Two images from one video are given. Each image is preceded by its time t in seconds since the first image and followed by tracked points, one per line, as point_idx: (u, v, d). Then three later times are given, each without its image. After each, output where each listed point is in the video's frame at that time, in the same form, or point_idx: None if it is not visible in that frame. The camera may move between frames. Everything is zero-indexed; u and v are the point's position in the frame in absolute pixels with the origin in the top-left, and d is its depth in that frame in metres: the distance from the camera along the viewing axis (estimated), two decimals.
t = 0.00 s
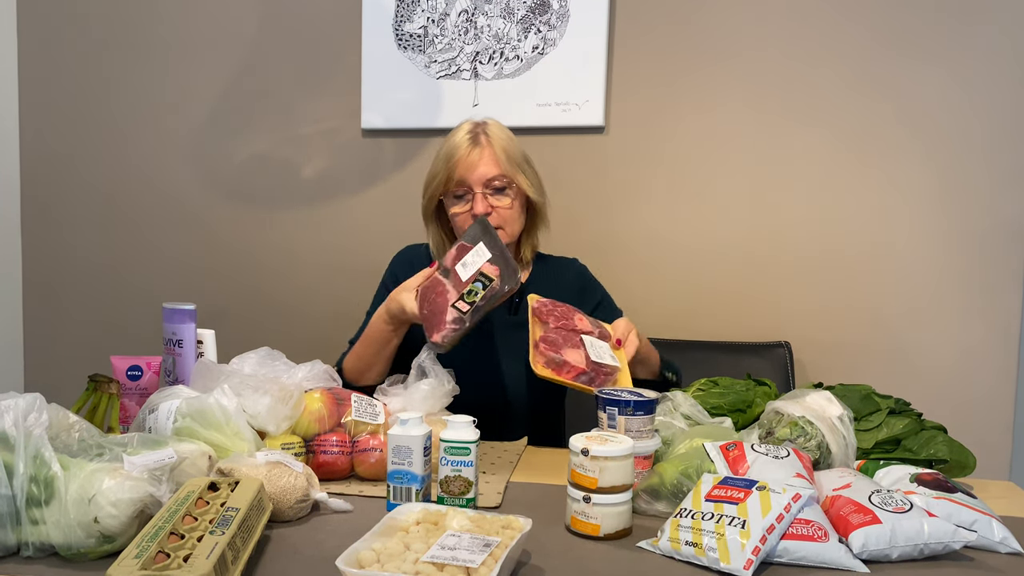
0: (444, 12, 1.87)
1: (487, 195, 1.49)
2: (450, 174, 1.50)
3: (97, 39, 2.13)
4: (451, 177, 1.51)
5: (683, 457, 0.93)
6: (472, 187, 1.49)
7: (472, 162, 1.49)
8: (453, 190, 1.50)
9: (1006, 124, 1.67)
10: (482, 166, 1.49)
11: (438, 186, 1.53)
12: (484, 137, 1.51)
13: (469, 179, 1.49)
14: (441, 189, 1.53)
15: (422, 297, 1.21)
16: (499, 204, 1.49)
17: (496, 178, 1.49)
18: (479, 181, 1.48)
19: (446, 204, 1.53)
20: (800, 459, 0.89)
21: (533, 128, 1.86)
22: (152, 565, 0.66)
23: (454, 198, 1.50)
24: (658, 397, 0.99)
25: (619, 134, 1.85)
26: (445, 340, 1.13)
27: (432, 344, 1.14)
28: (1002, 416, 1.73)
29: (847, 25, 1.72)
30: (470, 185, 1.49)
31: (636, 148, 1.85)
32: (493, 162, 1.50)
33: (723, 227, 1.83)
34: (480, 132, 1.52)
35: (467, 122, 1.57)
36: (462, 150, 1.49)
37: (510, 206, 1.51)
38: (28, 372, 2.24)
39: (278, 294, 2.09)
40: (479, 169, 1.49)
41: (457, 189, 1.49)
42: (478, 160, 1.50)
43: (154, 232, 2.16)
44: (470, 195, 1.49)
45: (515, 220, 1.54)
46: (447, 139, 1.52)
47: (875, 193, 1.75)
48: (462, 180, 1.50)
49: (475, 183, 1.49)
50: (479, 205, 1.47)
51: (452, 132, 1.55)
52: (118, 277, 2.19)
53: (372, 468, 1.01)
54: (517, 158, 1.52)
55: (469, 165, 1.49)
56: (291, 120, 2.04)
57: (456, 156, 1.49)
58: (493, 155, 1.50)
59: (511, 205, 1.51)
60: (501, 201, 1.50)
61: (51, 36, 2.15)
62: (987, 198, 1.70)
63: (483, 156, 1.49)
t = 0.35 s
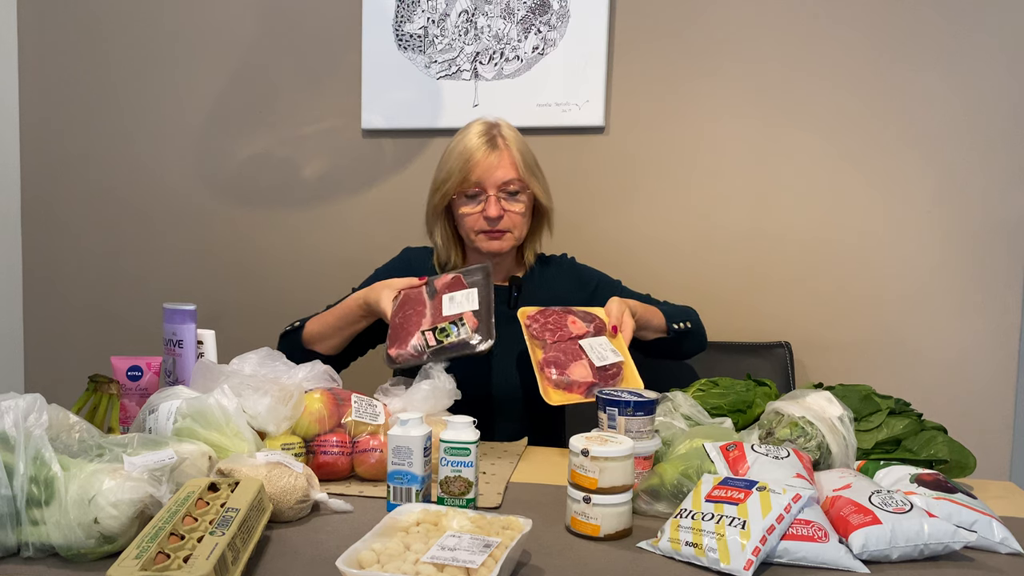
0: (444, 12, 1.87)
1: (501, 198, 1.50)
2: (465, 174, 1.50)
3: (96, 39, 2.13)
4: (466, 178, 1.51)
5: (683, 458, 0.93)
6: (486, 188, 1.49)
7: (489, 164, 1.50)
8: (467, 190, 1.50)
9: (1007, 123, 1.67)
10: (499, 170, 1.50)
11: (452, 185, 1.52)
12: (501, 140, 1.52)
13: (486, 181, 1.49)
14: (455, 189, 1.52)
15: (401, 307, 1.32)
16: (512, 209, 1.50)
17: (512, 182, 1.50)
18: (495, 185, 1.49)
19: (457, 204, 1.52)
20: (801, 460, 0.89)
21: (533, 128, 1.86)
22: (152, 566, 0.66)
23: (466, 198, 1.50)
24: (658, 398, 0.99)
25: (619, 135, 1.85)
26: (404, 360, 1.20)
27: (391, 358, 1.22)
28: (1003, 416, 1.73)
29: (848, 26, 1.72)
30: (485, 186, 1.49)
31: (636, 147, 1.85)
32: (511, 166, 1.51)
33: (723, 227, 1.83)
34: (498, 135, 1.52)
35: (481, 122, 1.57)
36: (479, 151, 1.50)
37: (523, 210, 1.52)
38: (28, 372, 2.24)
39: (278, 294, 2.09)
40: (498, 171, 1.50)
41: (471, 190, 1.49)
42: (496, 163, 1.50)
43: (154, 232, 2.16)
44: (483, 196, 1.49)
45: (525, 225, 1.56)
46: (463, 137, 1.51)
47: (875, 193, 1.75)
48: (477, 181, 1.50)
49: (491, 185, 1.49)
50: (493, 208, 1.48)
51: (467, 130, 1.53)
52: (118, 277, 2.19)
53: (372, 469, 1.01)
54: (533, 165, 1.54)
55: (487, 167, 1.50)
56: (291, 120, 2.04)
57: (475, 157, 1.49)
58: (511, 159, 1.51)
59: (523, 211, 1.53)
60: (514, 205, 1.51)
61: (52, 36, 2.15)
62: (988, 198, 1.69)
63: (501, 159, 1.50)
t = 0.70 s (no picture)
0: (444, 13, 1.87)
1: (485, 198, 1.50)
2: (451, 174, 1.51)
3: (96, 40, 2.14)
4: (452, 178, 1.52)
5: (683, 458, 0.93)
6: (470, 188, 1.50)
7: (474, 164, 1.50)
8: (453, 190, 1.51)
9: (1007, 124, 1.67)
10: (483, 170, 1.49)
11: (439, 185, 1.53)
12: (488, 139, 1.51)
13: (470, 180, 1.50)
14: (442, 188, 1.54)
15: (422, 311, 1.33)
16: (496, 209, 1.50)
17: (496, 182, 1.49)
18: (479, 185, 1.49)
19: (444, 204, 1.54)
20: (801, 460, 0.89)
21: (533, 128, 1.86)
22: (153, 566, 0.66)
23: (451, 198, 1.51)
24: (658, 399, 0.99)
25: (619, 135, 1.85)
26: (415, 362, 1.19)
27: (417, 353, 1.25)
28: (1003, 416, 1.73)
29: (848, 26, 1.72)
30: (470, 186, 1.50)
31: (636, 148, 1.85)
32: (495, 166, 1.50)
33: (724, 228, 1.83)
34: (485, 134, 1.52)
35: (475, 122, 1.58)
36: (465, 151, 1.50)
37: (507, 211, 1.51)
38: (28, 373, 2.25)
39: (278, 294, 2.09)
40: (482, 172, 1.50)
41: (455, 190, 1.50)
42: (481, 163, 1.50)
43: (154, 232, 2.16)
44: (468, 196, 1.50)
45: (512, 225, 1.54)
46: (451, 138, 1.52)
47: (875, 193, 1.75)
48: (462, 181, 1.50)
49: (475, 185, 1.50)
50: (476, 208, 1.48)
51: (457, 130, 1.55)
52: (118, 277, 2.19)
53: (373, 469, 1.01)
54: (520, 164, 1.52)
55: (472, 167, 1.50)
56: (291, 120, 2.04)
57: (459, 157, 1.50)
58: (496, 159, 1.50)
59: (508, 211, 1.52)
60: (497, 206, 1.51)
61: (52, 37, 2.15)
62: (988, 199, 1.69)
63: (486, 159, 1.50)
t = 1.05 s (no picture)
0: (444, 14, 1.87)
1: (476, 194, 1.50)
2: (443, 170, 1.52)
3: (97, 41, 2.14)
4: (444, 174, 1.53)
5: (684, 458, 0.93)
6: (461, 185, 1.50)
7: (466, 161, 1.50)
8: (444, 188, 1.52)
9: (1006, 125, 1.67)
10: (475, 166, 1.50)
11: (432, 181, 1.54)
12: (481, 137, 1.53)
13: (461, 177, 1.50)
14: (435, 184, 1.54)
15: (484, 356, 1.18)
16: (487, 206, 1.51)
17: (486, 178, 1.50)
18: (470, 181, 1.50)
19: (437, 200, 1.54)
20: (801, 460, 0.89)
21: (533, 129, 1.86)
22: (154, 567, 0.66)
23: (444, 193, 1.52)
24: (658, 399, 1.00)
25: (618, 135, 1.85)
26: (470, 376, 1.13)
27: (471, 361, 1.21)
28: (1002, 417, 1.73)
29: (847, 27, 1.72)
30: (461, 182, 1.50)
31: (636, 149, 1.85)
32: (485, 162, 1.51)
33: (724, 228, 1.83)
34: (478, 132, 1.53)
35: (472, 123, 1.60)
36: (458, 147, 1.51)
37: (499, 207, 1.52)
38: (28, 373, 2.25)
39: (278, 295, 2.09)
40: (473, 168, 1.50)
41: (447, 185, 1.51)
42: (470, 160, 1.51)
43: (154, 233, 2.16)
44: (459, 193, 1.50)
45: (504, 223, 1.54)
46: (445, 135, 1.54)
47: (875, 193, 1.75)
48: (454, 177, 1.51)
49: (466, 181, 1.50)
50: (467, 204, 1.48)
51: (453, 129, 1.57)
52: (118, 277, 2.19)
53: (373, 470, 1.01)
54: (510, 162, 1.52)
55: (461, 164, 1.51)
56: (291, 121, 2.04)
57: (451, 153, 1.51)
58: (487, 156, 1.51)
59: (500, 209, 1.52)
60: (490, 202, 1.51)
61: (52, 38, 2.15)
62: (987, 200, 1.70)
63: (477, 156, 1.51)
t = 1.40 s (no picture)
0: (444, 14, 1.87)
1: (497, 190, 1.51)
2: (462, 166, 1.51)
3: (97, 41, 2.14)
4: (463, 170, 1.52)
5: (684, 459, 0.93)
6: (482, 180, 1.50)
7: (487, 157, 1.51)
8: (463, 181, 1.51)
9: (1006, 125, 1.67)
10: (496, 163, 1.51)
11: (448, 177, 1.52)
12: (499, 135, 1.53)
13: (482, 173, 1.51)
14: (451, 179, 1.53)
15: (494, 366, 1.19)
16: (508, 203, 1.51)
17: (509, 175, 1.51)
18: (491, 177, 1.50)
19: (452, 195, 1.53)
20: (801, 461, 0.89)
21: (533, 129, 1.86)
22: (154, 568, 0.66)
23: (462, 189, 1.51)
24: (657, 399, 1.00)
25: (618, 135, 1.85)
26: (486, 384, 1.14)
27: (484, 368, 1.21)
28: (1003, 417, 1.73)
29: (847, 28, 1.72)
30: (482, 177, 1.51)
31: (636, 149, 1.85)
32: (508, 159, 1.53)
33: (724, 228, 1.83)
34: (495, 130, 1.54)
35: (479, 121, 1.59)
36: (477, 143, 1.51)
37: (519, 205, 1.52)
38: (28, 373, 2.25)
39: (278, 295, 2.09)
40: (494, 164, 1.51)
41: (467, 180, 1.50)
42: (493, 156, 1.52)
43: (154, 233, 2.16)
44: (480, 188, 1.50)
45: (522, 221, 1.56)
46: (460, 130, 1.52)
47: (875, 193, 1.75)
48: (474, 172, 1.51)
49: (487, 177, 1.51)
50: (489, 199, 1.49)
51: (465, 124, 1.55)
52: (118, 277, 2.19)
53: (373, 470, 1.01)
54: (530, 160, 1.55)
55: (484, 159, 1.51)
56: (291, 121, 2.04)
57: (471, 148, 1.51)
58: (509, 153, 1.53)
59: (519, 207, 1.54)
60: (510, 199, 1.52)
61: (51, 38, 2.15)
62: (987, 200, 1.70)
63: (498, 152, 1.52)
